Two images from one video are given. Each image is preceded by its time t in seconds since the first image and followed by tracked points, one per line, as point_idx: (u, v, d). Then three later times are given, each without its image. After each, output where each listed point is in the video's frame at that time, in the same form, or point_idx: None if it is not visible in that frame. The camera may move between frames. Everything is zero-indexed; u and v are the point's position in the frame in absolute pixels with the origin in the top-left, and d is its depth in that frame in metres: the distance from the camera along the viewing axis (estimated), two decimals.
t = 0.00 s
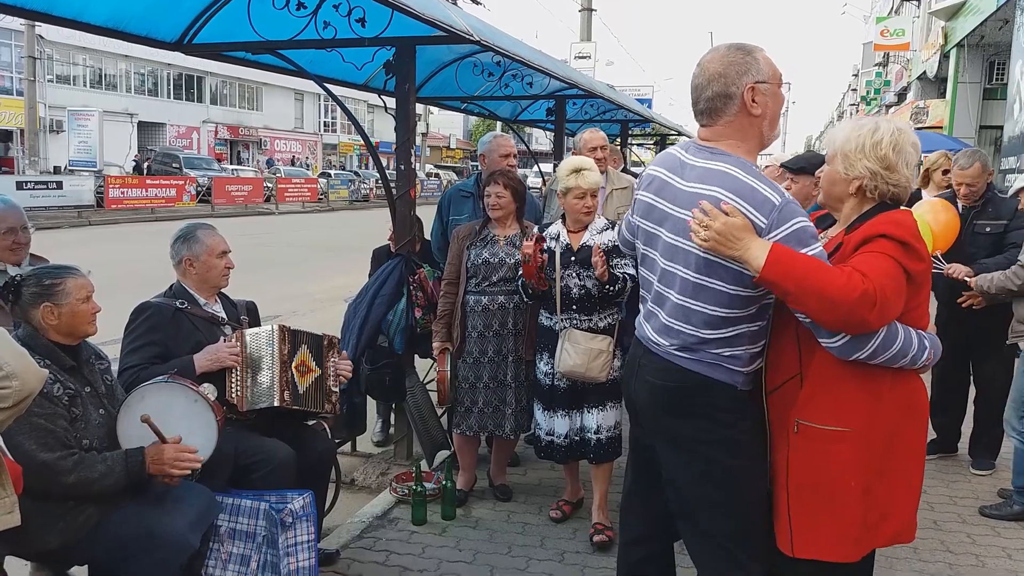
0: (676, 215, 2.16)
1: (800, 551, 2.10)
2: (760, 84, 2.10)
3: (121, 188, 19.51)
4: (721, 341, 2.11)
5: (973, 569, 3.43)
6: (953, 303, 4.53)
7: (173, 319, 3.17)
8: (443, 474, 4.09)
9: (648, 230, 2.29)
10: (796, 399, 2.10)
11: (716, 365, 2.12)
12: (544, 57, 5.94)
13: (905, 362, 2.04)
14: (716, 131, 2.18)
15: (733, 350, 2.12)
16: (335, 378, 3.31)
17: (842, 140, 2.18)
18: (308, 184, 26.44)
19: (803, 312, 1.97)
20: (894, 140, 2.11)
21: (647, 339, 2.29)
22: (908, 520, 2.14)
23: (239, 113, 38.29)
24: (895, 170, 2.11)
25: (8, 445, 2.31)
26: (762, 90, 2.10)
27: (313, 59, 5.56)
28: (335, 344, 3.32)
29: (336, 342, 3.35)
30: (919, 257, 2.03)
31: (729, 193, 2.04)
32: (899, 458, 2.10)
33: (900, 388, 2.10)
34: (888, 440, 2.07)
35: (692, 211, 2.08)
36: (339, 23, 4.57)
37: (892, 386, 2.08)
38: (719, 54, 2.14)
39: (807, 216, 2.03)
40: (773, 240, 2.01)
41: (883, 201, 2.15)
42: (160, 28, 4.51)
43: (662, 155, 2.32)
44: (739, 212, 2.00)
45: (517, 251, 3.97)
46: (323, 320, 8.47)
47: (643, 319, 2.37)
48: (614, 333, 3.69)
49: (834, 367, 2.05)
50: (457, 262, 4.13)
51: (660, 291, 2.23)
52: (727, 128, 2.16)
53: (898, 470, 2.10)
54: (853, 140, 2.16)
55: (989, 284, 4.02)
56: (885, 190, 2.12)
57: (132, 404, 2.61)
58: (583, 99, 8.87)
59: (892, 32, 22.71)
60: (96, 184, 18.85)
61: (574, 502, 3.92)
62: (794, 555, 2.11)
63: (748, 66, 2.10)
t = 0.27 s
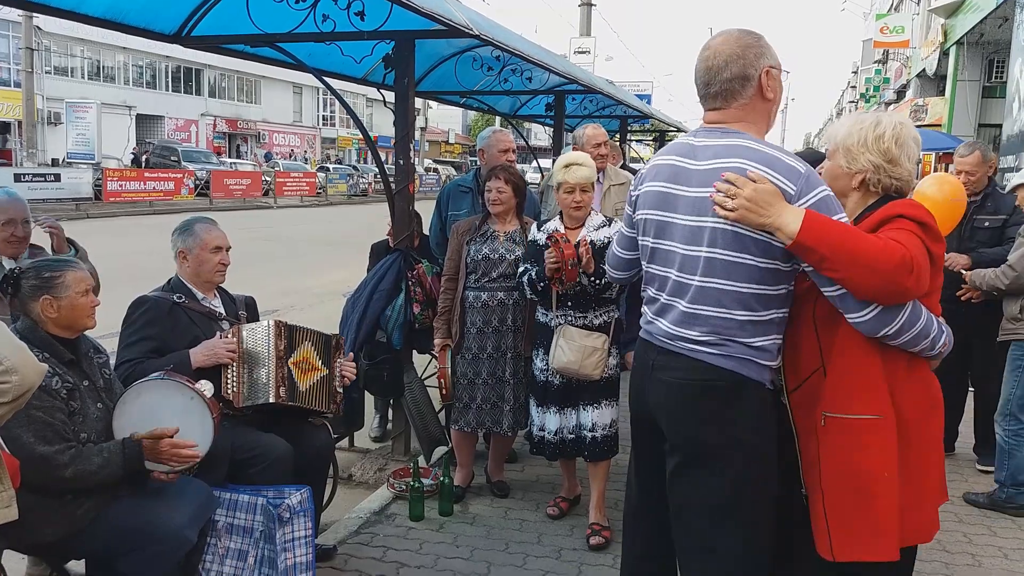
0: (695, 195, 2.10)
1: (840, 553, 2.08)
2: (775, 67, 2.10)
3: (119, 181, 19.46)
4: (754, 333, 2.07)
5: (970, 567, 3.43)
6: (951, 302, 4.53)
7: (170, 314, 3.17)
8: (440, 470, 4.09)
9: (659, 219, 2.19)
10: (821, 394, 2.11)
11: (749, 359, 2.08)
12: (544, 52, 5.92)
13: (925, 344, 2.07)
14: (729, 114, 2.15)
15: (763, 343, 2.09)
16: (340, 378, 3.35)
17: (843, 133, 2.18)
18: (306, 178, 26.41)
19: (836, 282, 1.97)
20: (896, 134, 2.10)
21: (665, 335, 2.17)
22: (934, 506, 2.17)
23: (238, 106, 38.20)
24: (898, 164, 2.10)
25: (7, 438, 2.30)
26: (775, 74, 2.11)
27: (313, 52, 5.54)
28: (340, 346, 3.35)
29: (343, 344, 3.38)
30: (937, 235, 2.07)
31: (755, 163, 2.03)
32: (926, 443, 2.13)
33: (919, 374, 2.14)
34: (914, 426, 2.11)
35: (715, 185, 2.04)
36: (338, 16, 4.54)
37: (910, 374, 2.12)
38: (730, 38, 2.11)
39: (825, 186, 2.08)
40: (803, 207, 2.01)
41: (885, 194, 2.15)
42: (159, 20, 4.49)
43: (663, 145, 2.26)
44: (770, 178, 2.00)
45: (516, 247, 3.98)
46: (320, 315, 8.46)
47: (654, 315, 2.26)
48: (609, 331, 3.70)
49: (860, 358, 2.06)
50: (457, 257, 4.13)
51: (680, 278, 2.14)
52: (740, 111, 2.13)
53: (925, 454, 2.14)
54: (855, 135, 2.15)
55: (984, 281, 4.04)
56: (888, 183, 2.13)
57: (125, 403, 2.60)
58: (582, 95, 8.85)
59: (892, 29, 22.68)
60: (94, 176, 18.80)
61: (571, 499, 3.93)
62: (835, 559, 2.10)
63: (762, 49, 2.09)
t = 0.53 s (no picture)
0: (692, 198, 2.09)
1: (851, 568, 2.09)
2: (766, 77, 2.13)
3: (113, 182, 19.40)
4: (761, 334, 2.08)
5: (963, 569, 3.44)
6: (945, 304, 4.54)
7: (164, 316, 3.16)
8: (435, 473, 4.08)
9: (653, 226, 2.17)
10: (822, 405, 2.13)
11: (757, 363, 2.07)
12: (539, 54, 5.92)
13: (925, 347, 2.08)
14: (713, 122, 2.16)
15: (769, 344, 2.10)
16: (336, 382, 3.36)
17: (837, 144, 2.18)
18: (300, 179, 26.38)
19: (833, 281, 1.98)
20: (888, 144, 2.12)
21: (669, 345, 2.12)
22: (945, 511, 2.17)
23: (232, 107, 38.13)
24: (891, 175, 2.12)
25: None
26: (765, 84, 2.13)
27: (308, 54, 5.54)
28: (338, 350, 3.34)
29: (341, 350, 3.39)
30: (932, 238, 2.09)
31: (751, 161, 2.03)
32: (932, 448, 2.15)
33: (921, 379, 2.15)
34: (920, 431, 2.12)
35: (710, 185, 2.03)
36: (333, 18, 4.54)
37: (911, 380, 2.13)
38: (720, 49, 2.12)
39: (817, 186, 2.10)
40: (801, 203, 2.01)
41: (879, 205, 2.17)
42: (153, 21, 4.48)
43: (651, 156, 2.25)
44: (767, 174, 2.01)
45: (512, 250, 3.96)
46: (315, 317, 8.45)
47: (651, 326, 2.20)
48: (603, 333, 3.68)
49: (863, 366, 2.08)
50: (452, 259, 4.13)
51: (681, 284, 2.10)
52: (729, 121, 2.14)
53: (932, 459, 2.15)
54: (849, 145, 2.16)
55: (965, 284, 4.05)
56: (880, 195, 2.15)
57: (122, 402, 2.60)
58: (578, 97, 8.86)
59: (886, 32, 22.75)
60: (88, 177, 18.75)
61: (565, 501, 3.93)
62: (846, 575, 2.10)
63: (751, 62, 2.12)
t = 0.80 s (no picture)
0: (663, 205, 2.11)
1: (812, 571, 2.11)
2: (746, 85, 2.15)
3: (100, 188, 19.30)
4: (728, 339, 2.09)
5: (948, 571, 3.47)
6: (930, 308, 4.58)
7: (150, 323, 3.15)
8: (423, 478, 4.08)
9: (624, 230, 2.20)
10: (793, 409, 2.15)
11: (723, 367, 2.09)
12: (528, 61, 5.95)
13: (895, 353, 2.10)
14: (696, 129, 2.18)
15: (736, 349, 2.11)
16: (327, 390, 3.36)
17: (815, 147, 2.21)
18: (289, 185, 26.33)
19: (798, 292, 1.99)
20: (865, 146, 2.15)
21: (634, 349, 2.16)
22: (914, 520, 2.19)
23: (221, 112, 38.02)
24: (869, 177, 2.14)
25: None
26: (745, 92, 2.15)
27: (296, 60, 5.54)
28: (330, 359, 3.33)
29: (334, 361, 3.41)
30: (904, 245, 2.10)
31: (722, 171, 2.05)
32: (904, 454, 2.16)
33: (894, 385, 2.17)
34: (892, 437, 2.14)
35: (680, 194, 2.05)
36: (322, 23, 4.54)
37: (885, 386, 2.15)
38: (704, 53, 2.13)
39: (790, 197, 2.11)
40: (767, 216, 2.03)
41: (856, 206, 2.18)
42: (141, 27, 4.47)
43: (630, 160, 2.27)
44: (734, 185, 2.02)
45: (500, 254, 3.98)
46: (303, 323, 8.43)
47: (619, 329, 2.24)
48: (590, 337, 3.67)
49: (836, 371, 2.09)
50: (440, 265, 4.12)
51: (648, 289, 2.13)
52: (709, 127, 2.16)
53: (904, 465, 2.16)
54: (826, 146, 2.19)
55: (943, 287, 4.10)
56: (857, 197, 2.16)
57: (105, 409, 2.56)
58: (566, 103, 8.89)
59: (872, 38, 22.94)
60: (75, 183, 18.64)
61: (553, 506, 3.93)
62: None
63: (731, 69, 2.13)
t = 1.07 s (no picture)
0: (624, 208, 2.15)
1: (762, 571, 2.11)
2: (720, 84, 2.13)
3: (91, 193, 19.19)
4: (680, 335, 2.08)
5: (941, 569, 3.49)
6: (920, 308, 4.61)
7: (140, 327, 3.14)
8: (417, 481, 4.08)
9: (593, 227, 2.25)
10: (743, 413, 2.13)
11: (674, 363, 2.09)
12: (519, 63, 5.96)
13: (840, 368, 2.09)
14: (668, 128, 2.16)
15: (691, 345, 2.10)
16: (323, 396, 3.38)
17: (791, 148, 2.21)
18: (280, 188, 26.28)
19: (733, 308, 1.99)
20: (839, 149, 2.15)
21: (597, 343, 2.23)
22: (863, 527, 2.18)
23: (212, 116, 37.91)
24: (840, 180, 2.14)
25: None
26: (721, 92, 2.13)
27: (287, 63, 5.54)
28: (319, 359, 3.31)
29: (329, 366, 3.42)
30: (855, 261, 2.07)
31: (674, 184, 2.05)
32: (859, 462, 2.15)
33: (845, 394, 2.16)
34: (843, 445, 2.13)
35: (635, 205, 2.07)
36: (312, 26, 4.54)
37: (833, 394, 2.14)
38: (678, 50, 2.12)
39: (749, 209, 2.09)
40: (715, 230, 2.02)
41: (827, 209, 2.18)
42: (131, 31, 4.46)
43: (606, 156, 2.30)
44: (683, 202, 2.02)
45: (492, 256, 4.00)
46: (296, 326, 8.41)
47: (589, 322, 2.31)
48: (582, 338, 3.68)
49: (781, 380, 2.07)
50: (431, 267, 4.12)
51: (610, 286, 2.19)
52: (682, 126, 2.15)
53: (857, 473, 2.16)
54: (799, 148, 2.19)
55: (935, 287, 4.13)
56: (829, 199, 2.16)
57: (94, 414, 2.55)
58: (557, 105, 8.92)
59: (862, 40, 23.06)
60: (65, 187, 18.54)
61: (548, 508, 3.94)
62: None
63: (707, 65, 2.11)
